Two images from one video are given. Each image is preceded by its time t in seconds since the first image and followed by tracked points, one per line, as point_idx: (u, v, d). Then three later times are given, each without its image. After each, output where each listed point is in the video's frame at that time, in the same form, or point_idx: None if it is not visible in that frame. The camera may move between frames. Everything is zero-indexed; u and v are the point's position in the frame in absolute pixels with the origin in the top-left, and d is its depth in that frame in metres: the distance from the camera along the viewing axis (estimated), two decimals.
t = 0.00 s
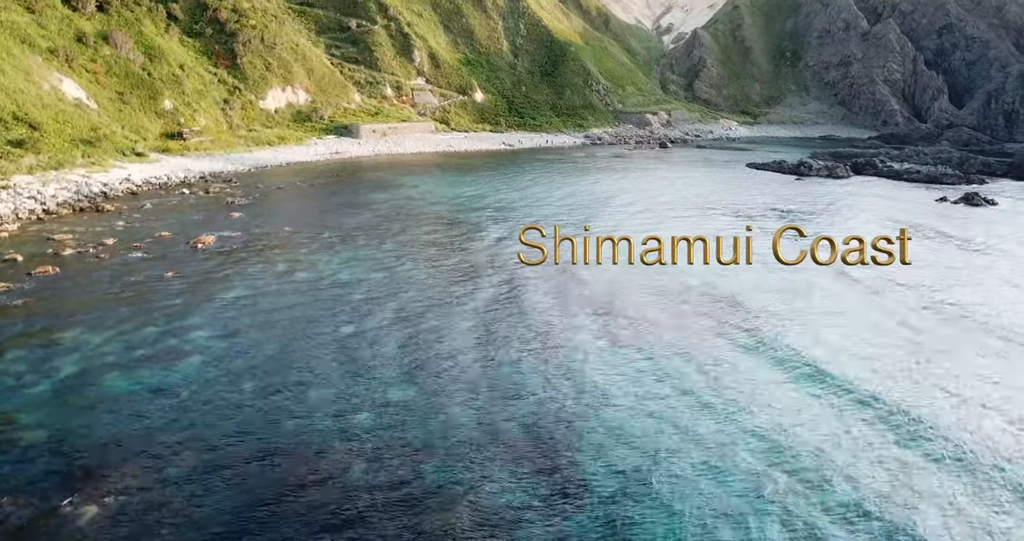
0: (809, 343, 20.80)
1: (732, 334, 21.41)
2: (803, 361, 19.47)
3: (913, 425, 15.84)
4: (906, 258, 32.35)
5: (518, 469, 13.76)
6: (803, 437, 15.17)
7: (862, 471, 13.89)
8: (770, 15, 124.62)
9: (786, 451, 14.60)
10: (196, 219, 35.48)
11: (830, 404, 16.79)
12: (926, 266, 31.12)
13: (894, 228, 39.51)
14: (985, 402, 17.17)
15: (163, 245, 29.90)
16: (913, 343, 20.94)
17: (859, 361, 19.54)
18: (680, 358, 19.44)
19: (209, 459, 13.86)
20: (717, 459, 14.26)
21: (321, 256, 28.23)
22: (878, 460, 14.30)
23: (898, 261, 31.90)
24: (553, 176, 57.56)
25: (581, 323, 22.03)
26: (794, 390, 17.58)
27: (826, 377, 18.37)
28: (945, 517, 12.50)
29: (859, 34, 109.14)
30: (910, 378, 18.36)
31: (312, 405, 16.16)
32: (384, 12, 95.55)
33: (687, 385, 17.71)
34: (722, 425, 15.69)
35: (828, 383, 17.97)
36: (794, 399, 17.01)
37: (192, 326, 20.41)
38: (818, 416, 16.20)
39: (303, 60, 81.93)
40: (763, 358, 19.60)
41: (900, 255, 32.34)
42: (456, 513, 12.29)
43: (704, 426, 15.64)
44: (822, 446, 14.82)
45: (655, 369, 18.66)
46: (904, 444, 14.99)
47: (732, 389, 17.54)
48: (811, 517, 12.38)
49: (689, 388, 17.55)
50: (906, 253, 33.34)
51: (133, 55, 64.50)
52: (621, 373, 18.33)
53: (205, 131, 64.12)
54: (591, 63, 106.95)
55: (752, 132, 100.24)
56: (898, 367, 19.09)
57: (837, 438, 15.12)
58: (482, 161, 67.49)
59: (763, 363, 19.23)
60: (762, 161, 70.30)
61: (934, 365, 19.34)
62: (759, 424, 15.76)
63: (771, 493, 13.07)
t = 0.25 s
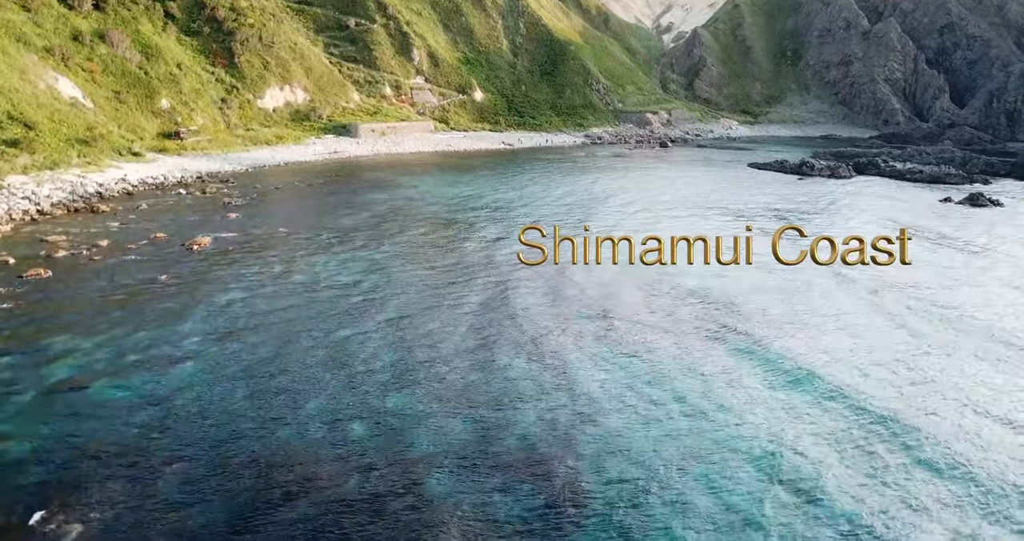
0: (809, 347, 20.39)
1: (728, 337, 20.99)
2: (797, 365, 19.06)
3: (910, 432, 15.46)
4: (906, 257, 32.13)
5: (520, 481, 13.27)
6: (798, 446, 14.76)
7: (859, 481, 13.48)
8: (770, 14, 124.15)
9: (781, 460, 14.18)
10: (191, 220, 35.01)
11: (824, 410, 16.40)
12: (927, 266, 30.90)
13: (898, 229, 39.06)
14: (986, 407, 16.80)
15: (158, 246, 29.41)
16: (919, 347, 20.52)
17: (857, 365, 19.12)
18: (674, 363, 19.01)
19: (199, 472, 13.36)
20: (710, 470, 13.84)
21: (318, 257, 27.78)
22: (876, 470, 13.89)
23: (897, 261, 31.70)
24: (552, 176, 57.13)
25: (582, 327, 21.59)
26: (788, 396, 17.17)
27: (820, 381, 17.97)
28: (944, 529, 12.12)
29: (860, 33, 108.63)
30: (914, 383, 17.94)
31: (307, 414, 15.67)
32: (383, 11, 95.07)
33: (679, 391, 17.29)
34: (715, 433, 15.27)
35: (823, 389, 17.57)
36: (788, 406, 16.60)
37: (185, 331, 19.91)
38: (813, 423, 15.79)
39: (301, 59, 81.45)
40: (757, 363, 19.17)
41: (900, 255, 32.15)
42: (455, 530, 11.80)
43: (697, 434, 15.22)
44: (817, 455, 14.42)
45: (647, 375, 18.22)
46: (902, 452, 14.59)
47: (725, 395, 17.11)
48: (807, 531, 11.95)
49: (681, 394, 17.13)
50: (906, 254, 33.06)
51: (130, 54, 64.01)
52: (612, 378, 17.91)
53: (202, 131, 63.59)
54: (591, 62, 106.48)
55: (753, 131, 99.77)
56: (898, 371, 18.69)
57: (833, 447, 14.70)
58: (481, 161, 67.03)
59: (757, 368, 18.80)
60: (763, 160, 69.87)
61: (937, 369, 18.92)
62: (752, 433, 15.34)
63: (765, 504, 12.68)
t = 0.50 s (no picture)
0: (810, 351, 20.02)
1: (726, 341, 20.61)
2: (794, 369, 18.71)
3: (908, 438, 15.13)
4: (906, 257, 31.97)
5: (522, 494, 12.86)
6: (795, 453, 14.42)
7: (857, 490, 13.17)
8: (771, 12, 123.68)
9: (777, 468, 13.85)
10: (188, 221, 34.56)
11: (822, 415, 16.07)
12: (927, 267, 30.73)
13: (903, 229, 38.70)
14: (988, 412, 16.48)
15: (153, 248, 28.95)
16: (926, 352, 20.14)
17: (856, 369, 18.78)
18: (669, 367, 18.66)
19: (191, 486, 12.92)
20: (705, 479, 13.49)
21: (316, 259, 27.36)
22: (875, 479, 13.57)
23: (898, 262, 31.52)
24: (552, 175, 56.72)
25: (584, 330, 21.21)
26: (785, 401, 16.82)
27: (816, 386, 17.64)
28: (944, 540, 11.83)
29: (861, 32, 108.20)
30: (918, 388, 17.58)
31: (303, 424, 15.23)
32: (382, 9, 94.56)
33: (674, 397, 16.92)
34: (710, 440, 14.91)
35: (819, 393, 17.24)
36: (785, 412, 16.24)
37: (179, 337, 19.45)
38: (809, 429, 15.45)
39: (300, 58, 80.96)
40: (752, 367, 18.82)
41: (900, 255, 31.96)
42: None
43: (691, 441, 14.87)
44: (813, 462, 14.11)
45: (642, 380, 17.84)
46: (901, 459, 14.27)
47: (720, 401, 16.76)
48: None
49: (676, 400, 16.77)
50: (906, 254, 32.87)
51: (127, 52, 63.53)
52: (606, 384, 17.55)
53: (199, 130, 63.08)
54: (591, 60, 106.02)
55: (754, 130, 99.33)
56: (898, 375, 18.35)
57: (831, 455, 14.37)
58: (481, 160, 66.57)
59: (753, 372, 18.44)
60: (764, 159, 69.47)
61: (941, 373, 18.57)
62: (748, 439, 15.00)
63: (761, 516, 12.33)
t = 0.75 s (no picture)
0: (812, 356, 19.55)
1: (724, 345, 20.16)
2: (792, 374, 18.26)
3: (904, 446, 14.70)
4: (906, 257, 31.62)
5: (524, 511, 12.31)
6: (792, 463, 13.98)
7: (856, 501, 12.76)
8: (771, 10, 123.11)
9: (774, 479, 13.41)
10: (183, 222, 34.00)
11: (820, 423, 15.63)
12: (928, 267, 30.40)
13: (909, 229, 38.24)
14: (992, 420, 16.05)
15: (147, 249, 28.37)
16: (936, 357, 19.66)
17: (857, 374, 18.33)
18: (666, 372, 18.20)
19: (180, 503, 12.37)
20: (701, 490, 13.04)
21: (313, 261, 26.83)
22: (875, 489, 13.15)
23: (899, 262, 31.19)
24: (553, 174, 56.19)
25: (588, 335, 20.70)
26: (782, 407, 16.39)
27: (814, 391, 17.21)
28: None
29: (862, 30, 107.66)
30: (923, 395, 17.11)
31: (298, 435, 14.69)
32: (380, 7, 93.94)
33: (668, 403, 16.49)
34: (706, 449, 14.47)
35: (818, 400, 16.79)
36: (782, 419, 15.81)
37: (171, 343, 18.89)
38: (803, 437, 15.00)
39: (298, 56, 80.38)
40: (749, 371, 18.37)
41: (901, 255, 31.63)
42: None
43: (687, 450, 14.43)
44: (808, 472, 13.69)
45: (636, 386, 17.40)
46: (900, 468, 13.85)
47: (716, 408, 16.31)
48: None
49: (671, 407, 16.32)
50: (906, 254, 32.56)
51: (123, 50, 62.91)
52: (601, 391, 17.09)
53: (196, 128, 62.48)
54: (591, 58, 105.44)
55: (755, 129, 98.81)
56: (900, 380, 17.92)
57: (829, 464, 13.94)
58: (480, 159, 66.05)
59: (750, 378, 17.98)
60: (765, 158, 68.98)
61: (945, 379, 18.10)
62: (744, 447, 14.58)
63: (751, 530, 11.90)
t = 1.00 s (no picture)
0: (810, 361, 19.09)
1: (721, 349, 19.69)
2: (787, 380, 17.79)
3: (900, 453, 14.32)
4: (906, 257, 31.34)
5: (525, 526, 11.87)
6: (790, 475, 13.55)
7: (853, 513, 12.38)
8: (772, 9, 122.67)
9: (771, 491, 12.99)
10: (178, 222, 33.49)
11: (817, 431, 15.18)
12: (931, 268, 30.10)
13: (914, 230, 37.89)
14: (994, 428, 15.66)
15: (141, 251, 27.88)
16: (941, 361, 19.25)
17: (855, 379, 17.91)
18: (659, 378, 17.75)
19: (170, 520, 11.90)
20: (695, 504, 12.61)
21: (309, 263, 26.36)
22: (875, 502, 12.74)
23: (898, 262, 30.96)
24: (552, 174, 55.74)
25: (589, 340, 20.27)
26: (779, 415, 15.93)
27: (810, 398, 16.77)
28: None
29: (863, 29, 107.24)
30: (924, 402, 16.70)
31: (293, 446, 14.24)
32: (379, 5, 93.39)
33: (660, 411, 16.03)
34: (700, 460, 14.03)
35: (815, 406, 16.36)
36: (778, 427, 15.37)
37: (164, 349, 18.40)
38: (796, 445, 14.63)
39: (296, 55, 79.85)
40: (743, 378, 17.91)
41: (901, 255, 31.39)
42: None
43: (681, 461, 13.98)
44: (800, 482, 13.32)
45: (629, 393, 16.93)
46: (901, 479, 13.43)
47: (711, 416, 15.85)
48: None
49: (663, 415, 15.87)
50: (905, 254, 32.28)
51: (119, 49, 62.37)
52: (592, 398, 16.63)
53: (193, 128, 61.95)
54: (591, 57, 104.96)
55: (755, 128, 98.35)
56: (899, 387, 17.47)
57: (828, 475, 13.52)
58: (479, 159, 65.58)
59: (744, 384, 17.52)
60: (766, 158, 68.56)
61: (948, 385, 17.67)
62: (738, 456, 14.19)
63: None
